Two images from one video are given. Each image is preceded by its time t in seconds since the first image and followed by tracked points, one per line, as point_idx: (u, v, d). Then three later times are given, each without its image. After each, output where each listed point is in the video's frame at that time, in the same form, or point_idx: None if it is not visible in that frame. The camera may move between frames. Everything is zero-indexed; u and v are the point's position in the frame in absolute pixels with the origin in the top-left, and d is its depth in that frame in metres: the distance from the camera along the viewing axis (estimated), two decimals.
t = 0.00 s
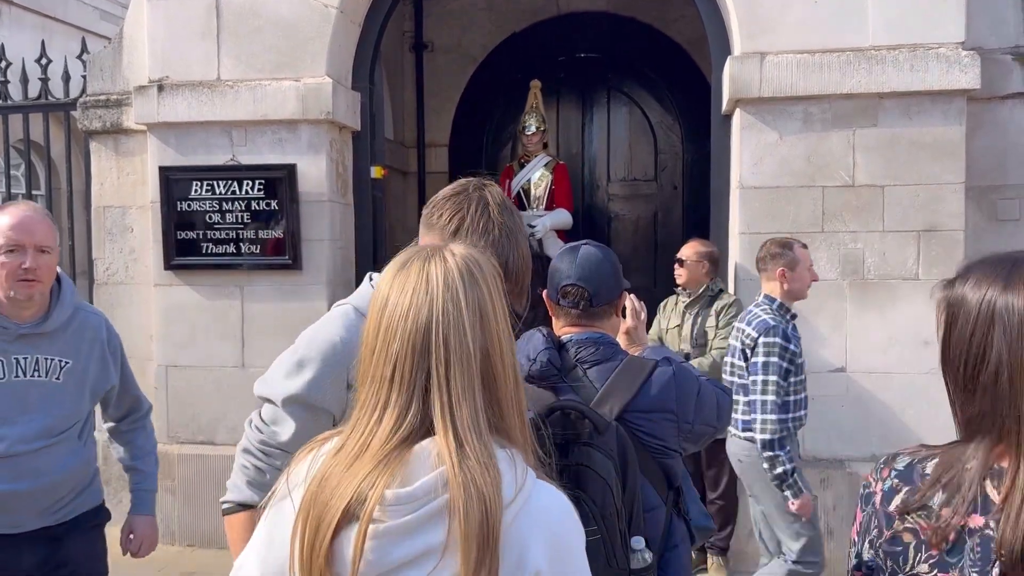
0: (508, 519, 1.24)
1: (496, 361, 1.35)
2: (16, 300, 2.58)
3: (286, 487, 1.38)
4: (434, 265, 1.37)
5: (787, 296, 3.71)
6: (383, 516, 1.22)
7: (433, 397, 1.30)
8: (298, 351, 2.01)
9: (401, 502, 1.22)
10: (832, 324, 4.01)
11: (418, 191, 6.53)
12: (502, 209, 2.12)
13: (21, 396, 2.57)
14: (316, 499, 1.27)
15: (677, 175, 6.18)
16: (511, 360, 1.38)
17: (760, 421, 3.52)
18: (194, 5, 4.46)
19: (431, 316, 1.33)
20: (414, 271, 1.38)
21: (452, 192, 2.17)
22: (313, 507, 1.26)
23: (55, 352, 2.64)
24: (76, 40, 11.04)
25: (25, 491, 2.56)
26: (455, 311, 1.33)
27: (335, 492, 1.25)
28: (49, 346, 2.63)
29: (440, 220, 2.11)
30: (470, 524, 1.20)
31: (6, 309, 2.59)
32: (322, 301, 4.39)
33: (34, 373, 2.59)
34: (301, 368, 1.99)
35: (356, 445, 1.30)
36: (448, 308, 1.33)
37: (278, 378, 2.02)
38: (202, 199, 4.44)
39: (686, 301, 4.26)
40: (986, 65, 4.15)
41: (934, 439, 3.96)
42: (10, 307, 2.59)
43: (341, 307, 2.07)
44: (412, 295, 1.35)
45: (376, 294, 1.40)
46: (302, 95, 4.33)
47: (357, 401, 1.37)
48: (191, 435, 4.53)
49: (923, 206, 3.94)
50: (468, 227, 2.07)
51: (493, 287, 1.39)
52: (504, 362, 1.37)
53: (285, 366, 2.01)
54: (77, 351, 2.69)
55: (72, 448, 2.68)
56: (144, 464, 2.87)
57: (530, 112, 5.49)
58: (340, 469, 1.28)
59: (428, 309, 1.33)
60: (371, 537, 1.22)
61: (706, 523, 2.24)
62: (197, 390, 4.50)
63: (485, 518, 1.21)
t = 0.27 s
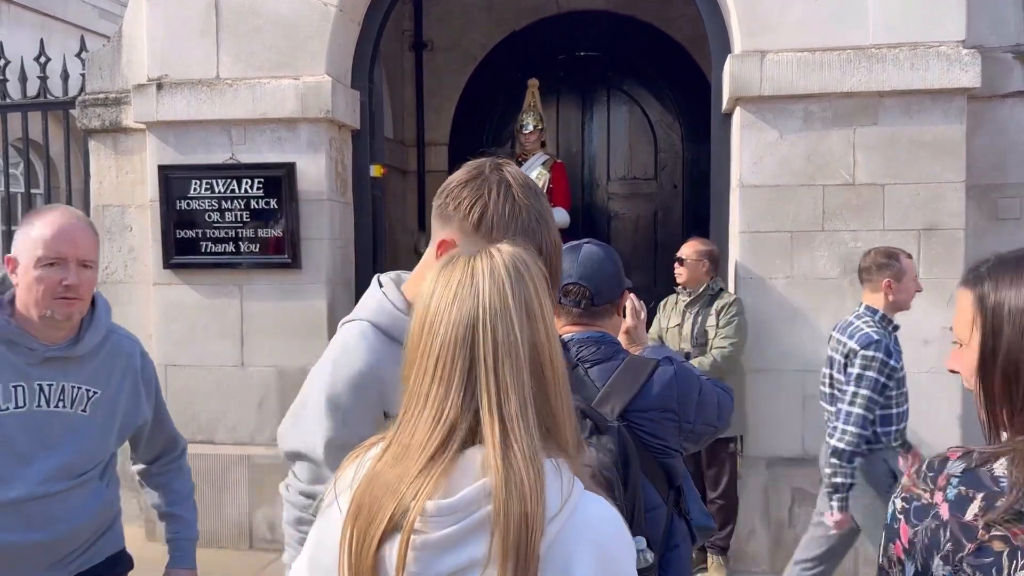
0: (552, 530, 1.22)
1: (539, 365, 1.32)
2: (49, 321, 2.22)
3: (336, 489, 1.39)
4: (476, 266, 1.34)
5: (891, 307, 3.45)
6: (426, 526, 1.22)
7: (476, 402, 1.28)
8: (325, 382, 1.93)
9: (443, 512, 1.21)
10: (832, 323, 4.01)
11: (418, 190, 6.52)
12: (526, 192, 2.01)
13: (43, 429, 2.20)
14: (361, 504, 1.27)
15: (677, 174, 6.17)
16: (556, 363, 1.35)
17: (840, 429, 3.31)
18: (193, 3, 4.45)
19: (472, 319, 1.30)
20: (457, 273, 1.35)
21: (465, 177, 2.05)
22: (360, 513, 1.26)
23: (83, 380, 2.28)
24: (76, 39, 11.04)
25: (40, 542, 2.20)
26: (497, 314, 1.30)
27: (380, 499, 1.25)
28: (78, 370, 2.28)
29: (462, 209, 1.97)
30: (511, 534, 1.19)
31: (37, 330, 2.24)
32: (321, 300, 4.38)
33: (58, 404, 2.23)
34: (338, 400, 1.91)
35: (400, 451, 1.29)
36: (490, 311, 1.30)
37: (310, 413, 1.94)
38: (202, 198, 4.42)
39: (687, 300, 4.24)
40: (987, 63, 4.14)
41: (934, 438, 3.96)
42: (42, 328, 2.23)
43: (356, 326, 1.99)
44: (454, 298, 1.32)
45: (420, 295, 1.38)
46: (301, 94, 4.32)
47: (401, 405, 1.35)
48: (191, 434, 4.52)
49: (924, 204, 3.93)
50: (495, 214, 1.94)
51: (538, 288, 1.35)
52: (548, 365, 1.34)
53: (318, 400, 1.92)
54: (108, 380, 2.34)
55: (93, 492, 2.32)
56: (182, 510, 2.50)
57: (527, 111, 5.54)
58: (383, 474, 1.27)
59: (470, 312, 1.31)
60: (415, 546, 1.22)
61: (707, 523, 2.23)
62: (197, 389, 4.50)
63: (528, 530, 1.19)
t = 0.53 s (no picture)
0: (565, 546, 1.16)
1: (572, 372, 1.28)
2: (81, 308, 2.04)
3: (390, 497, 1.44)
4: (511, 273, 1.34)
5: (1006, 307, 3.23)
6: (444, 530, 1.23)
7: (503, 409, 1.27)
8: (388, 416, 1.62)
9: (458, 518, 1.22)
10: (833, 323, 4.00)
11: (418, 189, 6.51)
12: (583, 184, 1.88)
13: (72, 434, 2.03)
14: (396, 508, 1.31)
15: (677, 174, 6.17)
16: (594, 372, 1.30)
17: (982, 437, 2.98)
18: (193, 3, 4.45)
19: (502, 324, 1.30)
20: (492, 280, 1.36)
21: (514, 166, 1.89)
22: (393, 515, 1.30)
23: (114, 379, 2.11)
24: (76, 38, 11.04)
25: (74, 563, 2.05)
26: (526, 319, 1.28)
27: (410, 502, 1.28)
28: (109, 369, 2.11)
29: (519, 200, 1.81)
30: (520, 546, 1.16)
31: (69, 321, 2.05)
32: (321, 300, 4.38)
33: (88, 407, 2.05)
34: (411, 435, 1.61)
35: (432, 456, 1.31)
36: (517, 317, 1.29)
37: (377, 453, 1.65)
38: (201, 197, 4.42)
39: (687, 301, 4.24)
40: (987, 63, 4.13)
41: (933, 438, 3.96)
42: (73, 318, 2.04)
43: (411, 348, 1.66)
44: (487, 305, 1.33)
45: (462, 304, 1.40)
46: (301, 93, 4.32)
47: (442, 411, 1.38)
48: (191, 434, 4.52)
49: (924, 204, 3.93)
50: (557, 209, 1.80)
51: (573, 292, 1.31)
52: (585, 374, 1.29)
53: (387, 439, 1.62)
54: (140, 380, 2.17)
55: (127, 505, 2.18)
56: (210, 532, 2.26)
57: (526, 110, 5.56)
58: (416, 478, 1.30)
59: (500, 318, 1.30)
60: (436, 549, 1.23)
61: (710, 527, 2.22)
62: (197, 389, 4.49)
63: (537, 544, 1.15)
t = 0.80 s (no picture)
0: (625, 563, 1.11)
1: (643, 381, 1.23)
2: (121, 354, 1.70)
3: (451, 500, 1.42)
4: (584, 278, 1.30)
5: None
6: (501, 532, 1.21)
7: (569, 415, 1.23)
8: (433, 398, 1.53)
9: (518, 520, 1.19)
10: (833, 323, 4.00)
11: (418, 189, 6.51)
12: (627, 165, 1.77)
13: (100, 506, 1.69)
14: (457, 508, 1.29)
15: (677, 173, 6.18)
16: (667, 382, 1.25)
17: None
18: (193, 3, 4.45)
19: (572, 328, 1.26)
20: (564, 283, 1.32)
21: (554, 159, 1.78)
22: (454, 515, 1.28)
23: (146, 436, 1.79)
24: (76, 38, 11.04)
25: None
26: (597, 324, 1.24)
27: (471, 503, 1.26)
28: (142, 425, 1.78)
29: (568, 190, 1.70)
30: (578, 557, 1.12)
31: (103, 368, 1.71)
32: (321, 300, 4.38)
33: (121, 471, 1.73)
34: (450, 422, 1.52)
35: (494, 458, 1.29)
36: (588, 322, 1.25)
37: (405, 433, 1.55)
38: (202, 197, 4.42)
39: (687, 301, 4.16)
40: (988, 64, 4.13)
41: (933, 439, 3.95)
42: (109, 367, 1.71)
43: (469, 335, 1.59)
44: (558, 307, 1.30)
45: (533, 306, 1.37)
46: (301, 93, 4.32)
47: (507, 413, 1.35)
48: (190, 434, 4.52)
49: (924, 205, 3.93)
50: (609, 193, 1.69)
51: (648, 300, 1.27)
52: (657, 383, 1.25)
53: (423, 422, 1.53)
54: (174, 436, 1.85)
55: None
56: None
57: (525, 110, 5.50)
58: (479, 478, 1.28)
59: (571, 321, 1.26)
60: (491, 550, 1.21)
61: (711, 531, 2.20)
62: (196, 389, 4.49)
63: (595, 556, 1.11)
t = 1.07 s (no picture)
0: None
1: (735, 391, 1.23)
2: (184, 357, 1.51)
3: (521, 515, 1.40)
4: (668, 285, 1.32)
5: None
6: (590, 547, 1.19)
7: (660, 425, 1.23)
8: (461, 355, 1.63)
9: (608, 534, 1.17)
10: (833, 324, 4.00)
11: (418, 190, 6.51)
12: (649, 149, 1.83)
13: (144, 546, 1.51)
14: (539, 521, 1.27)
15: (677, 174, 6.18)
16: (756, 392, 1.25)
17: None
18: (193, 3, 4.45)
19: (662, 336, 1.27)
20: (647, 292, 1.34)
21: (577, 149, 1.84)
22: (536, 528, 1.27)
23: (200, 454, 1.62)
24: (76, 38, 11.04)
25: None
26: (689, 331, 1.25)
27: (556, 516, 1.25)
28: (196, 441, 1.62)
29: (594, 175, 1.76)
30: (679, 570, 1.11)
31: (163, 372, 1.53)
32: (320, 300, 4.38)
33: (175, 498, 1.56)
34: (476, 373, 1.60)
35: (578, 470, 1.28)
36: (678, 329, 1.26)
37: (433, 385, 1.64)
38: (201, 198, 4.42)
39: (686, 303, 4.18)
40: (988, 65, 4.13)
41: (933, 440, 3.96)
42: (163, 371, 1.53)
43: (504, 308, 1.71)
44: (644, 315, 1.31)
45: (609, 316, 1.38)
46: (301, 93, 4.31)
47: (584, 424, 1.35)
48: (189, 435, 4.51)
49: (924, 205, 3.93)
50: (632, 175, 1.75)
51: (739, 309, 1.28)
52: (748, 393, 1.25)
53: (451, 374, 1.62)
54: (229, 451, 1.70)
55: None
56: None
57: (523, 111, 5.50)
58: (560, 488, 1.27)
59: (657, 328, 1.28)
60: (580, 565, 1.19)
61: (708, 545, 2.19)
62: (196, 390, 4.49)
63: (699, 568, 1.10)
